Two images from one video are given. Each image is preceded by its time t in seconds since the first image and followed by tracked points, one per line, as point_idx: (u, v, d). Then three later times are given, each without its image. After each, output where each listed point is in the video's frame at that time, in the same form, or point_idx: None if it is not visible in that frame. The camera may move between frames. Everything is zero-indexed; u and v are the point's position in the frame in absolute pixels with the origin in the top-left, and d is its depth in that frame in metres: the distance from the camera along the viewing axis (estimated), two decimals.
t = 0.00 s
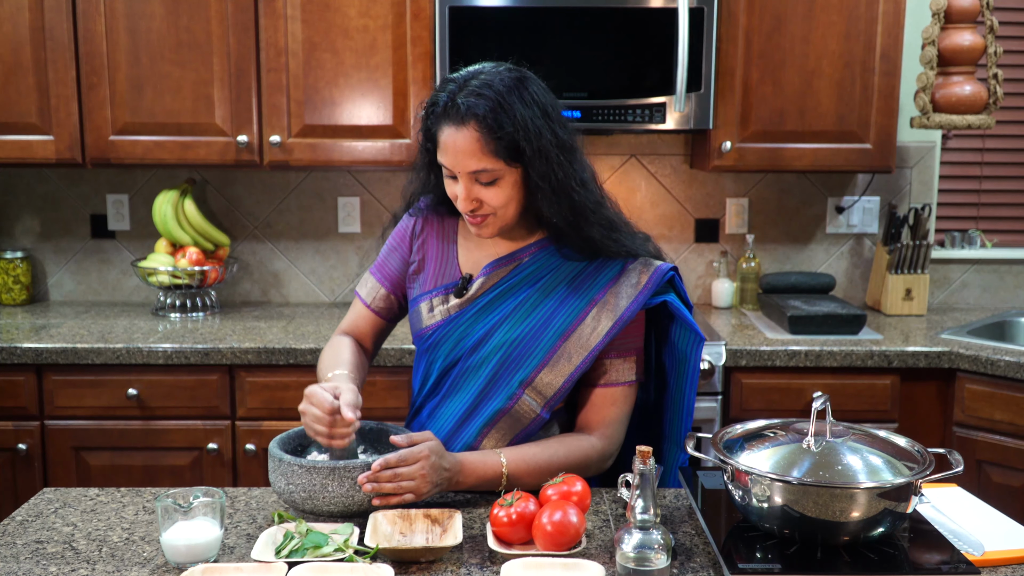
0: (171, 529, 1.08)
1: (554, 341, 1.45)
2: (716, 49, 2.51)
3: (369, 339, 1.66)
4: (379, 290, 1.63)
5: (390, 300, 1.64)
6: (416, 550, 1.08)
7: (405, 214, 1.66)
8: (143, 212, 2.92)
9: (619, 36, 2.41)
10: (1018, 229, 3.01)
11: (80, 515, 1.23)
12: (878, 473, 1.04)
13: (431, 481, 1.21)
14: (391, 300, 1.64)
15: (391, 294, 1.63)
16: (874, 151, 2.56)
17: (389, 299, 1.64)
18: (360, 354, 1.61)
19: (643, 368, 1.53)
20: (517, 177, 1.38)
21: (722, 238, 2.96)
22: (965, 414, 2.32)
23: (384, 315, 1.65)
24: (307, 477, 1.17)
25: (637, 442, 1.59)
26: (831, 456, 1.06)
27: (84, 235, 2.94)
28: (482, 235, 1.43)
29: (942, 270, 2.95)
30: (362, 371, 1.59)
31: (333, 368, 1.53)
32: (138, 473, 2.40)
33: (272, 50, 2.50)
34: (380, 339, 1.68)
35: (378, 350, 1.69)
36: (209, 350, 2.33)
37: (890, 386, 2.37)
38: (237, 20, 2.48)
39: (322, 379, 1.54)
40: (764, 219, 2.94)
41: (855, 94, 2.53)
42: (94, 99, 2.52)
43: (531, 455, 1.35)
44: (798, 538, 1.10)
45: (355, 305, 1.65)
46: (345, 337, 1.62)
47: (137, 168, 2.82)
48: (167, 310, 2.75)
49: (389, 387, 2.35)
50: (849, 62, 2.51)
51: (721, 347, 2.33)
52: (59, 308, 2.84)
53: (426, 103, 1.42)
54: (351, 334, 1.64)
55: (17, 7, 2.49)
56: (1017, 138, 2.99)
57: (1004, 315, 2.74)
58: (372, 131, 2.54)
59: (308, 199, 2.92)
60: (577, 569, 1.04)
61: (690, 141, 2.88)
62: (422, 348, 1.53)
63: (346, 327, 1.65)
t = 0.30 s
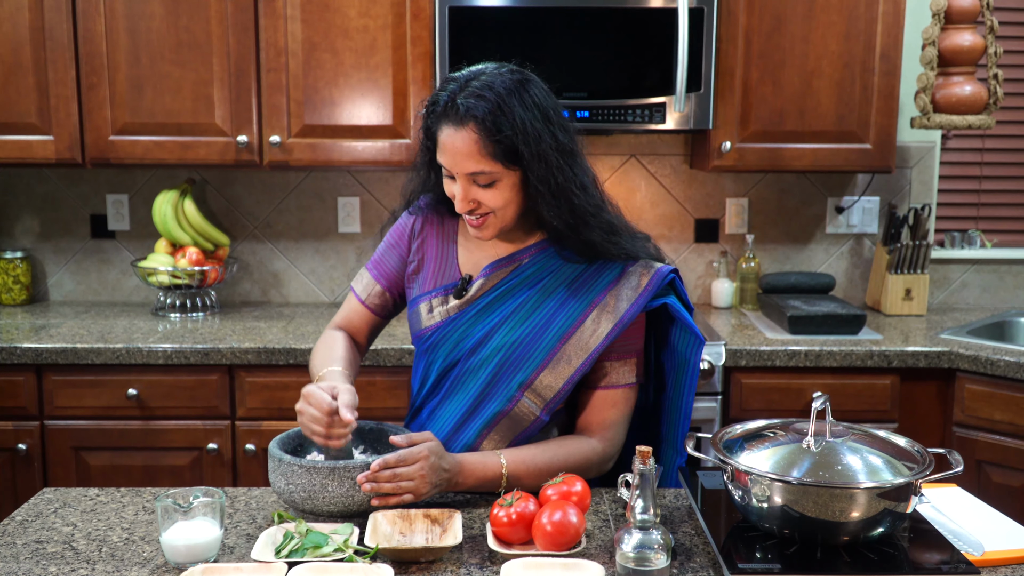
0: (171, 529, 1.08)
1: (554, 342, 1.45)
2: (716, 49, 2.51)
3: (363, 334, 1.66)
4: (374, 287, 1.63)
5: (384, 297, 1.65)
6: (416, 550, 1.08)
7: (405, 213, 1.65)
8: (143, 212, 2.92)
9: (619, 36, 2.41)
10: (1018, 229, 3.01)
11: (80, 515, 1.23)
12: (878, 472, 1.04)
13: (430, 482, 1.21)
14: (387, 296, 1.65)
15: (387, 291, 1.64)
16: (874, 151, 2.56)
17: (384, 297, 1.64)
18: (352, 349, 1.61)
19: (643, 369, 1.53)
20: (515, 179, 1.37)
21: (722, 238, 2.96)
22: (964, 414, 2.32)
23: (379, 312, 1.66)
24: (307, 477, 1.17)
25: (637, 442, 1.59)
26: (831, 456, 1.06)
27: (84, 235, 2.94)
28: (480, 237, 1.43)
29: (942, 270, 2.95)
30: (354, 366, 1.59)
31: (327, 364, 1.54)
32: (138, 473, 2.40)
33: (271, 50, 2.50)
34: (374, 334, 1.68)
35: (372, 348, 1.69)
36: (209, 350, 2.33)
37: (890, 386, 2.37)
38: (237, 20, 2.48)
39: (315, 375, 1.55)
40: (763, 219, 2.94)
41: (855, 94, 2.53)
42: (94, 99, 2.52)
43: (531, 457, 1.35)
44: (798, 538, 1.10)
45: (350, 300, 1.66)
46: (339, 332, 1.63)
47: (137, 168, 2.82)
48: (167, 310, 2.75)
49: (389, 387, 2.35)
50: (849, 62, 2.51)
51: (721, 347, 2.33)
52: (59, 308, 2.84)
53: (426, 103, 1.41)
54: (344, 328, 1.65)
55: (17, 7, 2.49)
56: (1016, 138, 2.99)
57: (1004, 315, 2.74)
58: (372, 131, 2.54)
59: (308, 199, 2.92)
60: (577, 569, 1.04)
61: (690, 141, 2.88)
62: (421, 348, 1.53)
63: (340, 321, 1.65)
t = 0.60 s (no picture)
0: (170, 529, 1.08)
1: (567, 330, 1.44)
2: (716, 50, 2.51)
3: (390, 337, 1.67)
4: (396, 279, 1.63)
5: (407, 290, 1.65)
6: (415, 550, 1.08)
7: (420, 210, 1.67)
8: (143, 212, 2.92)
9: (618, 36, 2.41)
10: (1018, 229, 3.02)
11: (79, 516, 1.23)
12: (877, 472, 1.04)
13: (432, 475, 1.22)
14: (410, 291, 1.65)
15: (408, 284, 1.64)
16: (873, 151, 2.56)
17: (407, 290, 1.64)
18: (375, 353, 1.63)
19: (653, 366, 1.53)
20: (558, 140, 1.42)
21: (722, 238, 2.96)
22: (964, 414, 2.32)
23: (405, 310, 1.66)
24: (306, 477, 1.17)
25: (638, 442, 1.59)
26: (830, 456, 1.06)
27: (84, 235, 2.94)
28: (520, 213, 1.41)
29: (942, 270, 2.95)
30: (374, 371, 1.61)
31: (339, 365, 1.56)
32: (137, 473, 2.40)
33: (271, 50, 2.50)
34: (402, 336, 1.70)
35: (400, 346, 1.70)
36: (209, 350, 2.33)
37: (889, 386, 2.37)
38: (237, 21, 2.48)
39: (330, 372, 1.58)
40: (763, 219, 2.94)
41: (855, 94, 2.53)
42: (94, 99, 2.52)
43: (538, 450, 1.36)
44: (797, 538, 1.10)
45: (378, 297, 1.66)
46: (363, 333, 1.65)
47: (137, 168, 2.82)
48: (167, 310, 2.75)
49: (389, 387, 2.35)
50: (850, 62, 2.51)
51: (721, 347, 2.33)
52: (58, 308, 2.84)
53: (459, 86, 1.48)
54: (373, 330, 1.66)
55: (17, 7, 2.49)
56: (1016, 138, 2.99)
57: (1004, 315, 2.74)
58: (371, 131, 2.54)
59: (307, 199, 2.92)
60: (577, 569, 1.04)
61: (690, 141, 2.88)
62: (434, 335, 1.53)
63: (367, 321, 1.66)
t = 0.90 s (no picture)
0: (170, 529, 1.08)
1: (569, 331, 1.44)
2: (716, 49, 2.51)
3: (397, 335, 1.68)
4: (400, 279, 1.64)
5: (411, 291, 1.65)
6: (415, 550, 1.08)
7: (422, 212, 1.67)
8: (143, 212, 2.92)
9: (618, 36, 2.41)
10: (1018, 229, 3.02)
11: (79, 516, 1.23)
12: (877, 472, 1.04)
13: (434, 473, 1.23)
14: (414, 292, 1.65)
15: (412, 285, 1.64)
16: (873, 151, 2.56)
17: (411, 290, 1.65)
18: (381, 352, 1.64)
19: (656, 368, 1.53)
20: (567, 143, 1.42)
21: (722, 238, 2.96)
22: (964, 414, 2.32)
23: (410, 310, 1.67)
24: (306, 477, 1.17)
25: (638, 442, 1.59)
26: (830, 456, 1.06)
27: (84, 235, 2.94)
28: (529, 215, 1.39)
29: (942, 270, 2.95)
30: (380, 371, 1.62)
31: (344, 365, 1.58)
32: (137, 473, 2.40)
33: (271, 50, 2.49)
34: (409, 334, 1.70)
35: (407, 346, 1.71)
36: (209, 350, 2.33)
37: (889, 386, 2.37)
38: (237, 20, 2.48)
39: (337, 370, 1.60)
40: (763, 219, 2.94)
41: (855, 94, 2.53)
42: (94, 99, 2.52)
43: (540, 448, 1.36)
44: (797, 538, 1.10)
45: (383, 298, 1.68)
46: (369, 332, 1.66)
47: (137, 168, 2.82)
48: (167, 310, 2.75)
49: (389, 387, 2.35)
50: (849, 62, 2.51)
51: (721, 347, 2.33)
52: (58, 308, 2.84)
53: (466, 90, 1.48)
54: (379, 328, 1.67)
55: (17, 7, 2.49)
56: (1016, 138, 2.99)
57: (1004, 315, 2.74)
58: (371, 131, 2.54)
59: (308, 199, 2.92)
60: (576, 569, 1.04)
61: (690, 141, 2.88)
62: (437, 336, 1.53)
63: (373, 321, 1.68)
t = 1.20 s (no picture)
0: (170, 529, 1.08)
1: (563, 331, 1.44)
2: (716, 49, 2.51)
3: (402, 333, 1.68)
4: (397, 284, 1.64)
5: (408, 294, 1.65)
6: (415, 550, 1.08)
7: (417, 211, 1.66)
8: (143, 212, 2.92)
9: (618, 36, 2.41)
10: (1018, 229, 3.02)
11: (79, 515, 1.23)
12: (877, 472, 1.04)
13: (435, 466, 1.24)
14: (411, 294, 1.65)
15: (409, 289, 1.64)
16: (873, 151, 2.56)
17: (408, 294, 1.65)
18: (387, 345, 1.63)
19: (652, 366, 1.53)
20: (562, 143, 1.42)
21: (722, 238, 2.96)
22: (964, 414, 2.32)
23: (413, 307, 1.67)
24: (306, 477, 1.17)
25: (637, 442, 1.59)
26: (830, 456, 1.06)
27: (84, 235, 2.94)
28: (520, 214, 1.39)
29: (942, 270, 2.95)
30: (386, 363, 1.62)
31: (354, 352, 1.58)
32: (137, 473, 2.40)
33: (271, 50, 2.50)
34: (413, 333, 1.70)
35: (412, 344, 1.71)
36: (209, 350, 2.33)
37: (889, 386, 2.37)
38: (237, 20, 2.48)
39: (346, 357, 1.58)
40: (763, 219, 2.94)
41: (854, 94, 2.53)
42: (94, 99, 2.52)
43: (537, 443, 1.37)
44: (797, 538, 1.10)
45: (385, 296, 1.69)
46: (374, 328, 1.66)
47: (137, 168, 2.82)
48: (167, 310, 2.75)
49: (389, 387, 2.35)
50: (849, 62, 2.51)
51: (721, 347, 2.33)
52: (58, 308, 2.84)
53: (465, 84, 1.48)
54: (386, 326, 1.67)
55: (17, 7, 2.49)
56: (1016, 138, 2.99)
57: (1004, 315, 2.74)
58: (371, 131, 2.54)
59: (308, 199, 2.92)
60: (577, 569, 1.04)
61: (690, 141, 2.88)
62: (432, 338, 1.53)
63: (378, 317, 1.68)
